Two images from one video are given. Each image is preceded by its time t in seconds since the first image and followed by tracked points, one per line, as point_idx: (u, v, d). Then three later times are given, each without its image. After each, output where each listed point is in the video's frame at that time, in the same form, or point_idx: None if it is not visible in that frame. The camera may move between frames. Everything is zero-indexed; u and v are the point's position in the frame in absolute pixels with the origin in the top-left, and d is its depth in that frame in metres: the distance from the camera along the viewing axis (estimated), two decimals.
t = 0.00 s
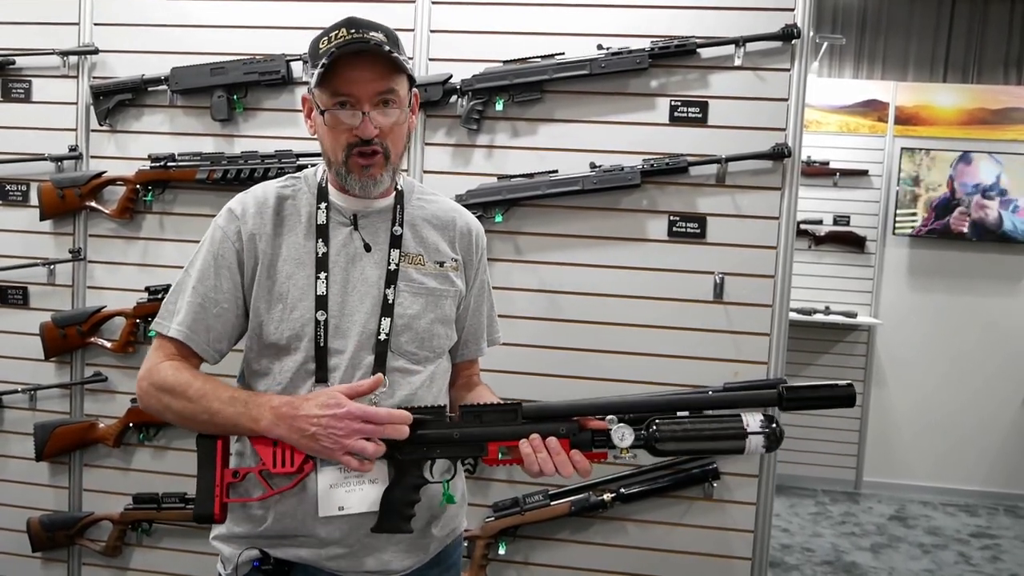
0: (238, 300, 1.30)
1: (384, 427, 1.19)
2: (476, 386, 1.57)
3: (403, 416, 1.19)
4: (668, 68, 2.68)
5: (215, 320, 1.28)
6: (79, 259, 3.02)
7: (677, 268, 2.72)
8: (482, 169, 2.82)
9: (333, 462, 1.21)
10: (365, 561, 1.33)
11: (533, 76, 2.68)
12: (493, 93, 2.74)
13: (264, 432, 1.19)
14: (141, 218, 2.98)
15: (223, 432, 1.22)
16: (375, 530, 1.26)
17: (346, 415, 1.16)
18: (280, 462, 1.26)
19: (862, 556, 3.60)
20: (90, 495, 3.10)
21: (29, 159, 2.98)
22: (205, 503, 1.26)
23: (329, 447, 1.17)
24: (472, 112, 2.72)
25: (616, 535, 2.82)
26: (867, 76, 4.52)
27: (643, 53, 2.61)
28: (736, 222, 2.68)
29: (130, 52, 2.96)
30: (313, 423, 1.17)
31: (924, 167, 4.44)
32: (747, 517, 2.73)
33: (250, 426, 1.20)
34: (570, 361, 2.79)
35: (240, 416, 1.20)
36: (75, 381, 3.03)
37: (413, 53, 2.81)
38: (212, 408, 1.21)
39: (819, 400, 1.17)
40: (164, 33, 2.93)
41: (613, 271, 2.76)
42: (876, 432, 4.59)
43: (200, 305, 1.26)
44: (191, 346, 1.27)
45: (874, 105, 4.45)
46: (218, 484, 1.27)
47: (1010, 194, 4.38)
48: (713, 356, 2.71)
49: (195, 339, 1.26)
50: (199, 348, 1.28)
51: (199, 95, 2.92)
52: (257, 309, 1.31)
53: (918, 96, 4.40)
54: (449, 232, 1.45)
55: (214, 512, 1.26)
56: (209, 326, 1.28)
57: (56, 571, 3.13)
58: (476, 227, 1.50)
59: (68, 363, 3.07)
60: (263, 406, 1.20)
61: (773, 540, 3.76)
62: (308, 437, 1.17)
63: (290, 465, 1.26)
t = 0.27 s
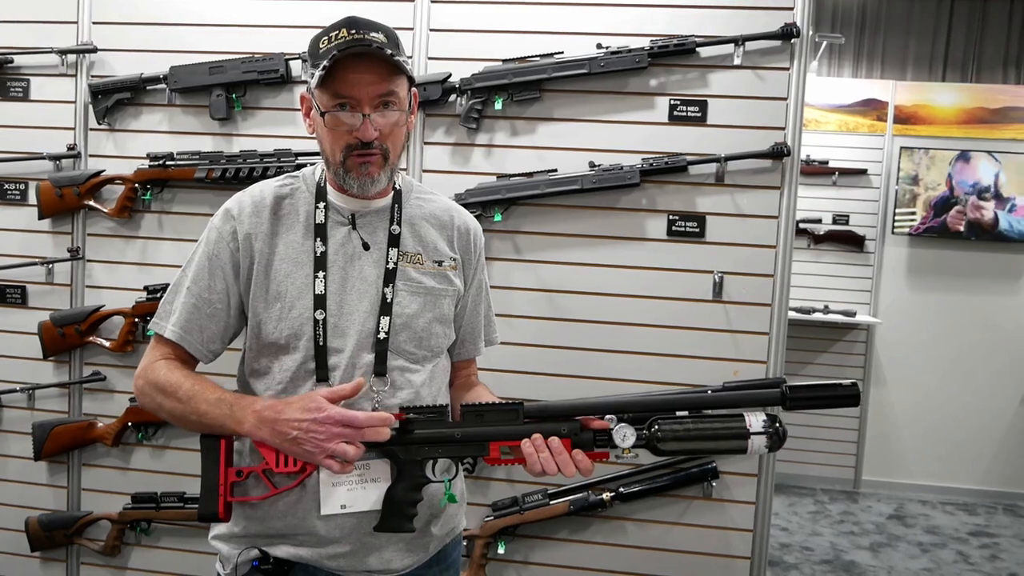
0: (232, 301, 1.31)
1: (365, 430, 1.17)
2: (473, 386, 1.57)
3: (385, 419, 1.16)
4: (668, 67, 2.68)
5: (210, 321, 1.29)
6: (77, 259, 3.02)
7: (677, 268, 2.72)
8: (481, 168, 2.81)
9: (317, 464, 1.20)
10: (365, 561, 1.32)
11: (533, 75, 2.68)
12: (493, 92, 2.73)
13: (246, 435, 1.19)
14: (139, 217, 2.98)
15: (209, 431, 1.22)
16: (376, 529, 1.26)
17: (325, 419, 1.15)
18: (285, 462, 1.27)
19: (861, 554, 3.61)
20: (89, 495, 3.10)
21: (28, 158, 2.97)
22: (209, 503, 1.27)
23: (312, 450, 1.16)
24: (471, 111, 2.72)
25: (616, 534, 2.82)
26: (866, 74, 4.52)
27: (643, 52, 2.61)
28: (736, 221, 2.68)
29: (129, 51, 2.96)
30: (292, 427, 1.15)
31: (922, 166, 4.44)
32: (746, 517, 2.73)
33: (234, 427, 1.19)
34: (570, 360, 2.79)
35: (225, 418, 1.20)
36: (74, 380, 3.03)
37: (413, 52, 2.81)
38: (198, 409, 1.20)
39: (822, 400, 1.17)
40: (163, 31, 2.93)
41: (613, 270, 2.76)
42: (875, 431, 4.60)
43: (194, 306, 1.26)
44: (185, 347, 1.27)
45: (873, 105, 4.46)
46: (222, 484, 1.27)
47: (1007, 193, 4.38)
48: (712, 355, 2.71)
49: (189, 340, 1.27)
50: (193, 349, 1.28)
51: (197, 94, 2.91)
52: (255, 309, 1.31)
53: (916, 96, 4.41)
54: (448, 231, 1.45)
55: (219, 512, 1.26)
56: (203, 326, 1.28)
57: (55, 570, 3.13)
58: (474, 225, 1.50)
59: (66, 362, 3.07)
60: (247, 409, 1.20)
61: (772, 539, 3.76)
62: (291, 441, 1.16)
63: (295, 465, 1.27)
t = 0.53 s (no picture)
0: (228, 306, 1.31)
1: (355, 429, 1.17)
2: (473, 386, 1.57)
3: (375, 418, 1.18)
4: (666, 67, 2.68)
5: (206, 324, 1.30)
6: (76, 259, 3.02)
7: (676, 268, 2.72)
8: (480, 168, 2.81)
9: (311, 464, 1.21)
10: (363, 562, 1.32)
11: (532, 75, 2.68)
12: (491, 92, 2.73)
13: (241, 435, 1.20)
14: (138, 218, 2.98)
15: (206, 432, 1.23)
16: (372, 530, 1.26)
17: (316, 418, 1.15)
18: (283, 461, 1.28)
19: (861, 554, 3.60)
20: (88, 495, 3.09)
21: (27, 159, 2.97)
22: (204, 503, 1.26)
23: (303, 450, 1.17)
24: (470, 111, 2.72)
25: (615, 534, 2.82)
26: (865, 74, 4.53)
27: (642, 52, 2.61)
28: (735, 222, 2.68)
29: (128, 52, 2.96)
30: (285, 427, 1.17)
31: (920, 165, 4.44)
32: (746, 517, 2.73)
33: (229, 429, 1.20)
34: (569, 360, 2.79)
35: (222, 419, 1.21)
36: (73, 381, 3.03)
37: (412, 52, 2.80)
38: (196, 410, 1.22)
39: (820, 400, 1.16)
40: (162, 32, 2.93)
41: (612, 271, 2.76)
42: (875, 431, 4.59)
43: (191, 310, 1.28)
44: (183, 350, 1.29)
45: (872, 105, 4.46)
46: (218, 484, 1.27)
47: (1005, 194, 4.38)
48: (712, 355, 2.71)
49: (186, 344, 1.28)
50: (189, 352, 1.29)
51: (196, 95, 2.91)
52: (252, 312, 1.31)
53: (915, 95, 4.41)
54: (446, 231, 1.45)
55: (214, 511, 1.26)
56: (200, 330, 1.29)
57: (54, 571, 3.12)
58: (472, 225, 1.49)
59: (65, 363, 3.06)
60: (241, 409, 1.21)
61: (772, 539, 3.76)
62: (283, 441, 1.17)
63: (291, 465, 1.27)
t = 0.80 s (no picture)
0: (229, 307, 1.31)
1: (359, 427, 1.17)
2: (479, 385, 1.57)
3: (379, 417, 1.18)
4: (666, 66, 2.68)
5: (206, 324, 1.30)
6: (76, 259, 3.02)
7: (675, 267, 2.72)
8: (480, 167, 2.81)
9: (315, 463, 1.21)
10: (363, 561, 1.32)
11: (531, 74, 2.68)
12: (491, 91, 2.73)
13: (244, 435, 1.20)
14: (137, 217, 2.98)
15: (208, 432, 1.24)
16: (373, 530, 1.26)
17: (318, 416, 1.16)
18: (281, 462, 1.27)
19: (860, 553, 3.60)
20: (88, 495, 3.09)
21: (27, 158, 2.97)
22: (205, 505, 1.26)
23: (307, 449, 1.17)
24: (469, 110, 2.72)
25: (615, 534, 2.82)
26: (864, 73, 4.48)
27: (641, 51, 2.60)
28: (735, 221, 2.67)
29: (127, 51, 2.96)
30: (289, 426, 1.17)
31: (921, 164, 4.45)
32: (746, 516, 2.73)
33: (231, 428, 1.21)
34: (569, 360, 2.79)
35: (224, 419, 1.21)
36: (72, 380, 3.03)
37: (411, 51, 2.80)
38: (196, 410, 1.22)
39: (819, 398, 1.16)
40: (161, 31, 2.93)
41: (612, 270, 2.75)
42: (875, 430, 4.59)
43: (191, 310, 1.28)
44: (183, 350, 1.29)
45: (871, 104, 4.46)
46: (217, 485, 1.27)
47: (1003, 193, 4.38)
48: (712, 355, 2.71)
49: (186, 344, 1.28)
50: (190, 352, 1.29)
51: (195, 94, 2.91)
52: (254, 312, 1.31)
53: (915, 94, 4.41)
54: (446, 231, 1.45)
55: (214, 513, 1.26)
56: (201, 330, 1.29)
57: (54, 571, 3.12)
58: (473, 225, 1.49)
59: (65, 363, 3.06)
60: (244, 408, 1.21)
61: (772, 538, 3.76)
62: (286, 439, 1.18)
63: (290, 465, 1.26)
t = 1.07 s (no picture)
0: (232, 305, 1.30)
1: (378, 422, 1.19)
2: (479, 382, 1.57)
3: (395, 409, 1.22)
4: (666, 64, 2.67)
5: (210, 322, 1.28)
6: (75, 259, 3.01)
7: (675, 267, 2.72)
8: (479, 166, 2.81)
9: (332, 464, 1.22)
10: (362, 559, 1.31)
11: (530, 73, 2.67)
12: (490, 90, 2.72)
13: (260, 439, 1.20)
14: (137, 217, 2.97)
15: (221, 436, 1.22)
16: (371, 527, 1.25)
17: (337, 416, 1.17)
18: (279, 460, 1.27)
19: (861, 552, 3.60)
20: (88, 495, 3.09)
21: (26, 158, 2.97)
22: (202, 503, 1.26)
23: (326, 450, 1.18)
24: (469, 109, 2.72)
25: (615, 533, 2.82)
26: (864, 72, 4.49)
27: (641, 49, 2.60)
28: (734, 219, 2.67)
29: (126, 50, 2.95)
30: (307, 429, 1.17)
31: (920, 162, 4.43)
32: (746, 515, 2.73)
33: (247, 433, 1.20)
34: (569, 359, 2.79)
35: (238, 423, 1.20)
36: (72, 380, 3.02)
37: (410, 50, 2.80)
38: (207, 415, 1.21)
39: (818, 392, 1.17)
40: (160, 31, 2.92)
41: (611, 269, 2.75)
42: (875, 428, 4.59)
43: (196, 308, 1.26)
44: (188, 348, 1.27)
45: (871, 102, 4.46)
46: (215, 482, 1.26)
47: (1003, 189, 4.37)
48: (712, 353, 2.71)
49: (191, 343, 1.26)
50: (195, 351, 1.27)
51: (194, 93, 2.90)
52: (254, 311, 1.30)
53: (915, 92, 4.40)
54: (446, 230, 1.44)
55: (211, 510, 1.25)
56: (205, 329, 1.28)
57: (54, 571, 3.12)
58: (472, 223, 1.49)
59: (65, 363, 3.06)
60: (259, 412, 1.20)
61: (772, 536, 3.76)
62: (304, 442, 1.18)
63: (289, 462, 1.27)
